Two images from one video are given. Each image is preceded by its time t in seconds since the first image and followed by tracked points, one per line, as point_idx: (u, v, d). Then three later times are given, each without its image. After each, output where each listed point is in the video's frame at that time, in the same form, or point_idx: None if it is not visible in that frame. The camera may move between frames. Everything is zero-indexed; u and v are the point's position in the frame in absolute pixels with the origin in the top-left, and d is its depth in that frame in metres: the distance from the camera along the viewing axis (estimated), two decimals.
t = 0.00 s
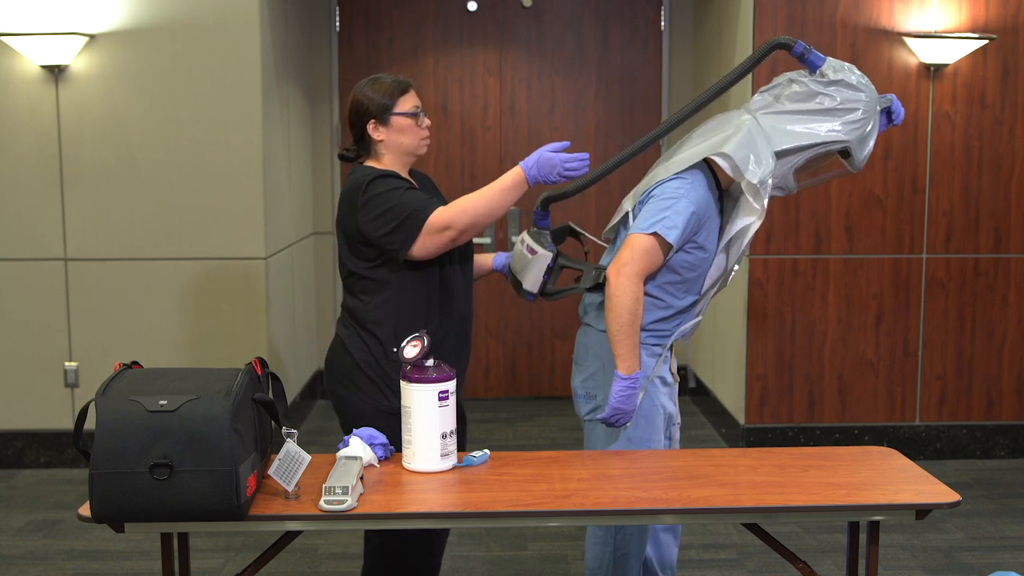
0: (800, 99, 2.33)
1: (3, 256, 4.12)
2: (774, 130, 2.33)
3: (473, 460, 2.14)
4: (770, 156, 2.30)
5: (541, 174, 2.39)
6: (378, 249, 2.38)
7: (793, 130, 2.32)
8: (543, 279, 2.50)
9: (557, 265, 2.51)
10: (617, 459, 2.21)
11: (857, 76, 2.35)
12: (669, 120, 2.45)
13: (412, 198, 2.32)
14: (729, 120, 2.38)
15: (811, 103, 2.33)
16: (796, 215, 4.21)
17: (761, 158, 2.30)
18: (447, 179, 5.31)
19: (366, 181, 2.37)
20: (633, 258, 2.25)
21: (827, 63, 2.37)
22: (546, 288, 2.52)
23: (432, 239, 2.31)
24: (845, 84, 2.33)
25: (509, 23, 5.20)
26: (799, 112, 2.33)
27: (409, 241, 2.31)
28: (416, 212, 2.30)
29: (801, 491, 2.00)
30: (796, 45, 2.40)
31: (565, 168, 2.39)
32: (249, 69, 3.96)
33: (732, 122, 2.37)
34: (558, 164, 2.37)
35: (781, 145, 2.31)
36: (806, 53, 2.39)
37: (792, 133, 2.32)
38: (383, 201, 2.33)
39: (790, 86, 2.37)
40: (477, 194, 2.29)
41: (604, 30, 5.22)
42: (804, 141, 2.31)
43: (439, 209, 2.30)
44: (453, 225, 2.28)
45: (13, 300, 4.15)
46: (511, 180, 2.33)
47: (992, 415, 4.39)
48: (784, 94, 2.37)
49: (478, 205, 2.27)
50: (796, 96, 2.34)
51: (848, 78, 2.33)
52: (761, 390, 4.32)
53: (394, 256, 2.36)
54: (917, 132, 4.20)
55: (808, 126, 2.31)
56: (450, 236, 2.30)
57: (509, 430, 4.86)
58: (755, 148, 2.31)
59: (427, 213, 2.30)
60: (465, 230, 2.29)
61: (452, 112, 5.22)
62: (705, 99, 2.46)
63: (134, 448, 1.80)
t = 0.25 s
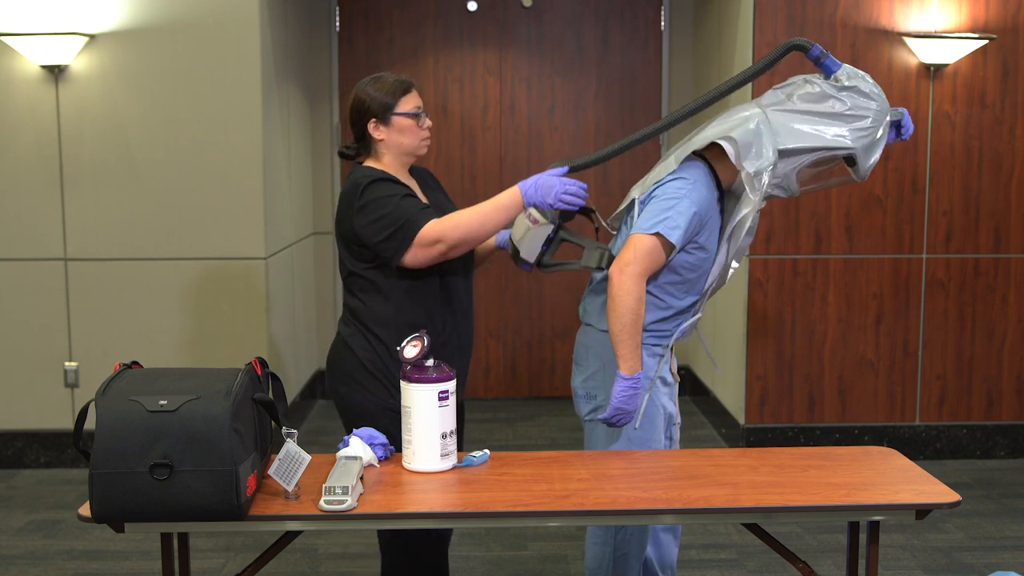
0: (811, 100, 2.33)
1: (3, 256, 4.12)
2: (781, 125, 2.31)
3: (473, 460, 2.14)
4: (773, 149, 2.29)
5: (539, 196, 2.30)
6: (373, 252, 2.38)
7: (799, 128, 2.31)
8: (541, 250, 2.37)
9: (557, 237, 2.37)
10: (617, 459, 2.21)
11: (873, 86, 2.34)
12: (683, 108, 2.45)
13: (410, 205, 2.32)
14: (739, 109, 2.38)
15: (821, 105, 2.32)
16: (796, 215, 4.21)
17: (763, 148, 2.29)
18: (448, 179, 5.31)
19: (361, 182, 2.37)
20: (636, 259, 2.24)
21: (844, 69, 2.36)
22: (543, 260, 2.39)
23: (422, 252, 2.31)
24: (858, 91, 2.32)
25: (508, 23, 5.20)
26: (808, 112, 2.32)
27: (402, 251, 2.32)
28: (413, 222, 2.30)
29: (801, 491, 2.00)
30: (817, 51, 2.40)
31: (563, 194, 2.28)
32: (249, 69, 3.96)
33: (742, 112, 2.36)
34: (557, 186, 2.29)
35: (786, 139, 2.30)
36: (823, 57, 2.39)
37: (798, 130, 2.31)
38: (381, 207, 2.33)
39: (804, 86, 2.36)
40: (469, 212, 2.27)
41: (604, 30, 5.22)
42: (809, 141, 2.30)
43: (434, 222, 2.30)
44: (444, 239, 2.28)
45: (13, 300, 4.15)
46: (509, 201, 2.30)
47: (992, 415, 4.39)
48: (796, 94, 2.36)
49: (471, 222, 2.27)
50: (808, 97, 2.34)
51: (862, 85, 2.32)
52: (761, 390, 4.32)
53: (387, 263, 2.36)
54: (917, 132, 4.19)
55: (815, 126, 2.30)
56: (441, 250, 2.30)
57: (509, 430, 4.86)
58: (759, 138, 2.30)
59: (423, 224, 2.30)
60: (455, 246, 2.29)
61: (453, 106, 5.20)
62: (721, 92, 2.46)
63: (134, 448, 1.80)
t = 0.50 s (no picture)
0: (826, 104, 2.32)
1: (3, 256, 4.12)
2: (794, 124, 2.31)
3: (473, 460, 2.14)
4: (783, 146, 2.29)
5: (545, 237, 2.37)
6: (372, 260, 2.38)
7: (810, 130, 2.30)
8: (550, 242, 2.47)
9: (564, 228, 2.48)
10: (617, 459, 2.21)
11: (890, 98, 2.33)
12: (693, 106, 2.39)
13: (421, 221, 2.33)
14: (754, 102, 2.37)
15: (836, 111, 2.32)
16: (796, 215, 4.20)
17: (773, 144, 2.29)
18: (448, 179, 5.31)
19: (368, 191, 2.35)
20: (640, 260, 2.24)
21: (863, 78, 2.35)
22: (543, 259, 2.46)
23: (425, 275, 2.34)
24: (874, 102, 2.31)
25: (508, 23, 5.20)
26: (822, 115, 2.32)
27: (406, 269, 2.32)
28: (421, 241, 2.31)
29: (801, 491, 2.00)
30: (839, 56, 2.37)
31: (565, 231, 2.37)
32: (249, 68, 3.96)
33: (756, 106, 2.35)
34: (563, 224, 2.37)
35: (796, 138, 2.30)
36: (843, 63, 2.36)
37: (809, 131, 2.30)
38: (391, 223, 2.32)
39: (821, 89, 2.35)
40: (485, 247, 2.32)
41: (604, 30, 5.23)
42: (818, 146, 2.29)
43: (442, 245, 2.31)
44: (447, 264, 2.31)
45: (13, 300, 4.14)
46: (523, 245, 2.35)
47: (992, 415, 4.39)
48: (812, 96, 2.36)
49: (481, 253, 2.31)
50: (823, 100, 2.33)
51: (879, 96, 2.31)
52: (761, 390, 4.32)
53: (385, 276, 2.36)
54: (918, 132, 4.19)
55: (826, 130, 2.31)
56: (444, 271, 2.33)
57: (510, 430, 4.86)
58: (769, 134, 2.29)
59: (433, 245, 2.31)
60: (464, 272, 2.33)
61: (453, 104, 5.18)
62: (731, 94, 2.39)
63: (134, 448, 1.80)
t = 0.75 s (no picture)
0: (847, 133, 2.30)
1: (3, 256, 4.12)
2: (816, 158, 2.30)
3: (473, 460, 2.14)
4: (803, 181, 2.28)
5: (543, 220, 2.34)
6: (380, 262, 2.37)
7: (831, 162, 2.30)
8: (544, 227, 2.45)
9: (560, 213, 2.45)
10: (617, 458, 2.21)
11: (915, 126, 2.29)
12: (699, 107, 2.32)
13: (431, 226, 2.32)
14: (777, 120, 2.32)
15: (858, 142, 2.30)
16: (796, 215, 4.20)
17: (794, 180, 2.27)
18: (448, 179, 5.31)
19: (376, 196, 2.32)
20: (643, 265, 2.24)
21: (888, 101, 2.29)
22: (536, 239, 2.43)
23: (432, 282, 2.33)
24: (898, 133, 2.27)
25: (508, 23, 5.20)
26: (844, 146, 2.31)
27: (415, 275, 2.31)
28: (430, 248, 2.30)
29: (801, 491, 2.00)
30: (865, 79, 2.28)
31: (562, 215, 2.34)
32: (249, 68, 3.96)
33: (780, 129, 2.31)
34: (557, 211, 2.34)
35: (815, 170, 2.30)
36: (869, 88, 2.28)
37: (829, 163, 2.30)
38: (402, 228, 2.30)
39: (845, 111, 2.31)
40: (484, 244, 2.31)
41: (604, 30, 5.23)
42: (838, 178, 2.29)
43: (450, 251, 2.31)
44: (454, 270, 2.31)
45: (13, 299, 4.14)
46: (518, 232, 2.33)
47: (992, 415, 4.39)
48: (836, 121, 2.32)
49: (484, 254, 2.30)
50: (847, 130, 2.30)
51: (904, 125, 2.26)
52: (761, 390, 4.32)
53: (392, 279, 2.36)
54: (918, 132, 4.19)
55: (847, 164, 2.29)
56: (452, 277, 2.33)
57: (510, 430, 4.86)
58: (790, 172, 2.28)
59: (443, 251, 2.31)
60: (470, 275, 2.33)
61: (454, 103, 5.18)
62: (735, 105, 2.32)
63: (134, 448, 1.80)
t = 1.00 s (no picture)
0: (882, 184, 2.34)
1: (3, 255, 4.12)
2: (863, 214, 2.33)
3: (473, 460, 2.14)
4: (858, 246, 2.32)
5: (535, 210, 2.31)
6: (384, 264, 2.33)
7: (874, 216, 2.35)
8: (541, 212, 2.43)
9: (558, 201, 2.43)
10: (617, 459, 2.21)
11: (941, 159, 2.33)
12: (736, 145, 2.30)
13: (438, 229, 2.28)
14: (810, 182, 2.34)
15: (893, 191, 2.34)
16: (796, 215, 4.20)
17: (850, 249, 2.31)
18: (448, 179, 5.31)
19: (381, 197, 2.28)
20: (643, 266, 2.25)
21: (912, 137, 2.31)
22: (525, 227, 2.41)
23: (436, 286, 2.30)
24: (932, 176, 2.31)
25: (508, 23, 5.20)
26: (881, 195, 2.35)
27: (421, 279, 2.28)
28: (438, 251, 2.26)
29: (801, 491, 2.00)
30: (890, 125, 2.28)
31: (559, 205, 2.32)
32: (249, 68, 3.96)
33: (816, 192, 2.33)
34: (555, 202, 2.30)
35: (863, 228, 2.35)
36: (895, 134, 2.27)
37: (872, 219, 2.35)
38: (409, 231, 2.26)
39: (874, 161, 2.32)
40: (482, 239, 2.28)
41: (604, 30, 5.23)
42: (884, 231, 2.35)
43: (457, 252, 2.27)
44: (460, 272, 2.28)
45: (13, 299, 4.14)
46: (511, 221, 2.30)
47: (992, 415, 4.39)
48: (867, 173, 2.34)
49: (487, 257, 2.27)
50: (881, 178, 2.33)
51: (936, 161, 2.28)
52: (761, 391, 4.32)
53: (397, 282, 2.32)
54: (918, 132, 4.19)
55: (891, 216, 2.35)
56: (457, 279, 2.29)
57: (510, 430, 4.86)
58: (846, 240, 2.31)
59: (450, 254, 2.27)
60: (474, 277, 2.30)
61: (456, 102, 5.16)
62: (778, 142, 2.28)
63: (134, 448, 1.80)
